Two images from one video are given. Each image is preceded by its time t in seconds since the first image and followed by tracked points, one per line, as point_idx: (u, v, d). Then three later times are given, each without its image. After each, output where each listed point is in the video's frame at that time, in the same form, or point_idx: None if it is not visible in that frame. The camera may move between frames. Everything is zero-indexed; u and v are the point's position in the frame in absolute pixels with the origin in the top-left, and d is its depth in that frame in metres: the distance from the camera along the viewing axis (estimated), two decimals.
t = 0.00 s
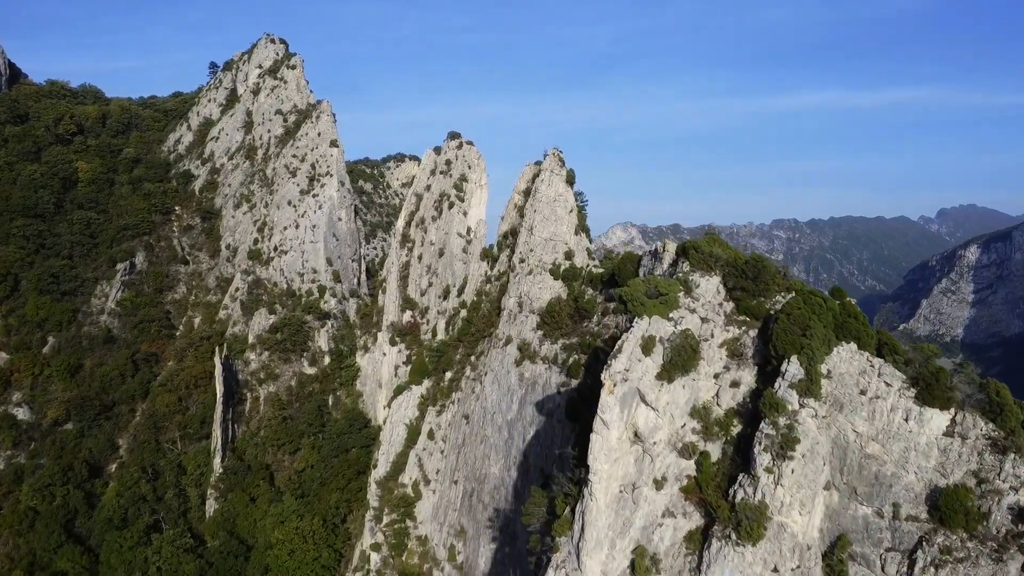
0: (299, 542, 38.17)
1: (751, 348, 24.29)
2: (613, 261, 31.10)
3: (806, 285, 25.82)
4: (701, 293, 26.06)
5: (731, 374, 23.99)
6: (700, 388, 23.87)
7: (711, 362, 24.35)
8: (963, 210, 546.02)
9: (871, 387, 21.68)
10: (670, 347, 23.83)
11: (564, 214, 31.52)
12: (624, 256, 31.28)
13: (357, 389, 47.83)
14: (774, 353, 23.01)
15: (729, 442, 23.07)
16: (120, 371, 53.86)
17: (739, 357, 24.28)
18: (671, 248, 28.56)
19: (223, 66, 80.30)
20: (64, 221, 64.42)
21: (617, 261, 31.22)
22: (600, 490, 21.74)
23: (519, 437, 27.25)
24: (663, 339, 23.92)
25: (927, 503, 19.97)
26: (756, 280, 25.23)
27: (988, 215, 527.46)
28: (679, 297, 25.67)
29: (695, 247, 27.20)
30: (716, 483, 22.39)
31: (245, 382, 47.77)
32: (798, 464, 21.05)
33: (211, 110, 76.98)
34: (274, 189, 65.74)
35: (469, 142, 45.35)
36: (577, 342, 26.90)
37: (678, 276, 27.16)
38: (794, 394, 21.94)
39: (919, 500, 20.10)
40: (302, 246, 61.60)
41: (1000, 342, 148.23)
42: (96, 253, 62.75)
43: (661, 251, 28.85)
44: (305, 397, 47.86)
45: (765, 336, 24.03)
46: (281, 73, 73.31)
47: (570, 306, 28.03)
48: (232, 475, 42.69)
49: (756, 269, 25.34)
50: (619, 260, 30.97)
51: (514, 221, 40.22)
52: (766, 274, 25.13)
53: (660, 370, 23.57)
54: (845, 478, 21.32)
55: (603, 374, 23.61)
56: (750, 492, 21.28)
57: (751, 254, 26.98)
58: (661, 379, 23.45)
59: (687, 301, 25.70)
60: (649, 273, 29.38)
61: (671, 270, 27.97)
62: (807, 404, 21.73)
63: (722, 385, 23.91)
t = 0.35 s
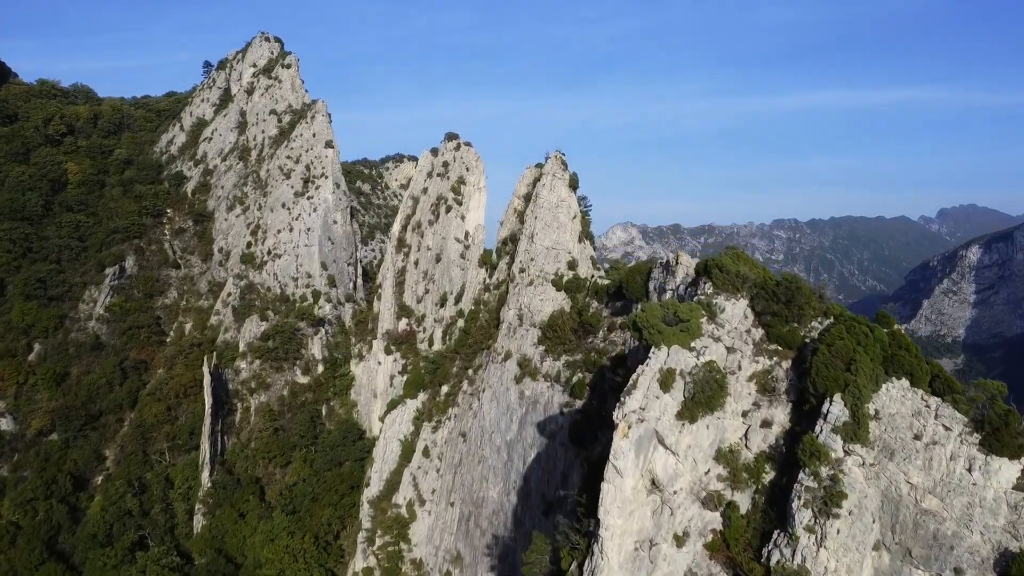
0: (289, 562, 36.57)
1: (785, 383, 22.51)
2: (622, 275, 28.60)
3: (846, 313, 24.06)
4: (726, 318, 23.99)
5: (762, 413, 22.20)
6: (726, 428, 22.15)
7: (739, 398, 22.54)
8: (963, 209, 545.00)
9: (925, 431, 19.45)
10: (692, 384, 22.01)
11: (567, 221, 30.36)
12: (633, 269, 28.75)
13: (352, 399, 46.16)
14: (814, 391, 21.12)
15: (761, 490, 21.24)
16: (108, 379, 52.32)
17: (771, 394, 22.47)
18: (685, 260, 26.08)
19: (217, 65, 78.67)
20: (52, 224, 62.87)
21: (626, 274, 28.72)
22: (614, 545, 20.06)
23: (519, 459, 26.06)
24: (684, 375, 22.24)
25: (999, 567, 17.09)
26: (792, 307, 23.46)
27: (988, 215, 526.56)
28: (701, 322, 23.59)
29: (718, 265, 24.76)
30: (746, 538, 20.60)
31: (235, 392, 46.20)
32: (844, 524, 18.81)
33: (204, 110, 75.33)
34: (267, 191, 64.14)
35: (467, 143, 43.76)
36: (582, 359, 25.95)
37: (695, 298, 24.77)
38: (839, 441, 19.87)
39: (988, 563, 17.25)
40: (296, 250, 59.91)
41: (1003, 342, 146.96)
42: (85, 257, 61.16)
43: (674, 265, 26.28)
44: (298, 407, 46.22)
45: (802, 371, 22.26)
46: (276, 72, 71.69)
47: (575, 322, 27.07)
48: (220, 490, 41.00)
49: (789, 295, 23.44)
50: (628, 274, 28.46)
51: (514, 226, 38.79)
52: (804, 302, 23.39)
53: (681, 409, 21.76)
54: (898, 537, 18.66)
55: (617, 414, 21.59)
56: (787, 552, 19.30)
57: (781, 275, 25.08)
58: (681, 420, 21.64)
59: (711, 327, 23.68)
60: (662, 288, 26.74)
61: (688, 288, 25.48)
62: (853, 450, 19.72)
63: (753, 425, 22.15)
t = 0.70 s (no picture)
0: None
1: (829, 429, 20.94)
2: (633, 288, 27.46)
3: (901, 342, 22.23)
4: (760, 350, 22.42)
5: (803, 464, 20.67)
6: (761, 480, 20.48)
7: (777, 445, 20.94)
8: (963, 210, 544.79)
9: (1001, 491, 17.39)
10: (724, 431, 20.24)
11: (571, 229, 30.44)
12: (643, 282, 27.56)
13: (345, 410, 44.47)
14: (869, 441, 19.30)
15: (805, 552, 19.54)
16: (95, 388, 50.67)
17: (814, 442, 20.91)
18: (699, 274, 24.79)
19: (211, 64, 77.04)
20: (40, 228, 61.27)
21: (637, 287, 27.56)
22: None
23: (519, 485, 25.56)
24: (712, 418, 20.42)
25: None
26: (838, 340, 21.84)
27: (988, 215, 525.79)
28: (731, 353, 21.95)
29: (750, 288, 22.76)
30: None
31: (224, 403, 44.50)
32: None
33: (197, 110, 73.63)
34: (260, 193, 62.51)
35: (465, 144, 42.20)
36: (586, 378, 26.45)
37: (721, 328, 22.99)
38: (899, 503, 18.03)
39: None
40: (289, 254, 58.31)
41: (1004, 343, 146.16)
42: (73, 261, 59.58)
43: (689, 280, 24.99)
44: (290, 418, 44.66)
45: (851, 417, 20.57)
46: (270, 71, 70.11)
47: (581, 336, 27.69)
48: (208, 506, 39.27)
49: (834, 326, 21.76)
50: (639, 288, 27.29)
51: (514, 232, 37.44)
52: (852, 334, 21.71)
53: (708, 460, 19.92)
54: None
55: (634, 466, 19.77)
56: None
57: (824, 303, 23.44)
58: (706, 472, 19.75)
59: (743, 361, 22.09)
60: (677, 304, 25.57)
61: (715, 310, 23.92)
62: (918, 514, 17.84)
63: (793, 476, 20.62)
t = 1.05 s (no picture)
0: None
1: (891, 494, 19.49)
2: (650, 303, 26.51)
3: (971, 386, 20.62)
4: (807, 396, 20.71)
5: (864, 535, 19.13)
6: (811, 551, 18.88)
7: (831, 509, 19.52)
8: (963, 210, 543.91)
9: None
10: (773, 495, 18.51)
11: (575, 237, 30.63)
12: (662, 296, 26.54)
13: (339, 421, 42.87)
14: (947, 514, 17.67)
15: None
16: (81, 397, 48.97)
17: (874, 510, 19.39)
18: (720, 290, 23.33)
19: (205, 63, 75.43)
20: (27, 231, 59.65)
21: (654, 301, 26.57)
22: None
23: (519, 515, 26.00)
24: (752, 480, 18.72)
25: None
26: (900, 384, 20.18)
27: (988, 215, 524.81)
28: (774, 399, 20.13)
29: (793, 319, 20.64)
30: None
31: (213, 414, 42.87)
32: None
33: (190, 110, 71.96)
34: (253, 196, 60.89)
35: (463, 146, 40.64)
36: (592, 400, 26.87)
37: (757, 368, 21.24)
38: None
39: None
40: (282, 258, 56.67)
41: (1005, 343, 145.19)
42: (60, 265, 58.01)
43: (708, 298, 23.61)
44: (281, 429, 42.99)
45: (920, 479, 19.18)
46: (264, 70, 68.51)
47: (585, 351, 27.99)
48: (194, 523, 37.69)
49: (898, 370, 20.05)
50: (655, 302, 26.39)
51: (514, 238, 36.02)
52: (917, 377, 19.92)
53: (749, 528, 18.42)
54: None
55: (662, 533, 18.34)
56: None
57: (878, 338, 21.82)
58: (746, 543, 18.27)
59: (788, 410, 20.36)
60: (694, 323, 24.32)
61: (753, 342, 21.99)
62: None
63: (852, 548, 19.13)
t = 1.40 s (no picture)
0: None
1: None
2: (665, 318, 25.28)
3: None
4: (876, 462, 17.84)
5: None
6: None
7: None
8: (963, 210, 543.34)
9: None
10: None
11: (580, 246, 30.33)
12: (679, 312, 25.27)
13: (332, 432, 41.32)
14: None
15: None
16: (65, 407, 47.33)
17: None
18: (745, 312, 21.83)
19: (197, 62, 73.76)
20: (13, 234, 57.95)
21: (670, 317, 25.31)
22: None
23: (520, 550, 25.41)
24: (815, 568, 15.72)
25: None
26: (991, 449, 17.48)
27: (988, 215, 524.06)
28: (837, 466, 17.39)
29: (859, 364, 18.01)
30: None
31: (201, 425, 41.24)
32: None
33: (182, 110, 70.21)
34: (246, 198, 59.28)
35: (460, 147, 39.04)
36: (598, 427, 26.28)
37: (810, 421, 18.78)
38: None
39: None
40: (275, 262, 55.06)
41: (1006, 344, 144.12)
42: (47, 270, 56.36)
43: (731, 319, 22.04)
44: (271, 442, 41.36)
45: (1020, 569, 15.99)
46: (258, 69, 66.86)
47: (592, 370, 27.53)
48: (179, 541, 36.11)
49: (986, 431, 17.52)
50: (672, 319, 25.08)
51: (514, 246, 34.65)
52: (1014, 442, 17.31)
53: None
54: None
55: None
56: None
57: (961, 390, 18.78)
58: None
59: (854, 480, 17.49)
60: (715, 347, 22.69)
61: (801, 387, 19.73)
62: None
63: None
